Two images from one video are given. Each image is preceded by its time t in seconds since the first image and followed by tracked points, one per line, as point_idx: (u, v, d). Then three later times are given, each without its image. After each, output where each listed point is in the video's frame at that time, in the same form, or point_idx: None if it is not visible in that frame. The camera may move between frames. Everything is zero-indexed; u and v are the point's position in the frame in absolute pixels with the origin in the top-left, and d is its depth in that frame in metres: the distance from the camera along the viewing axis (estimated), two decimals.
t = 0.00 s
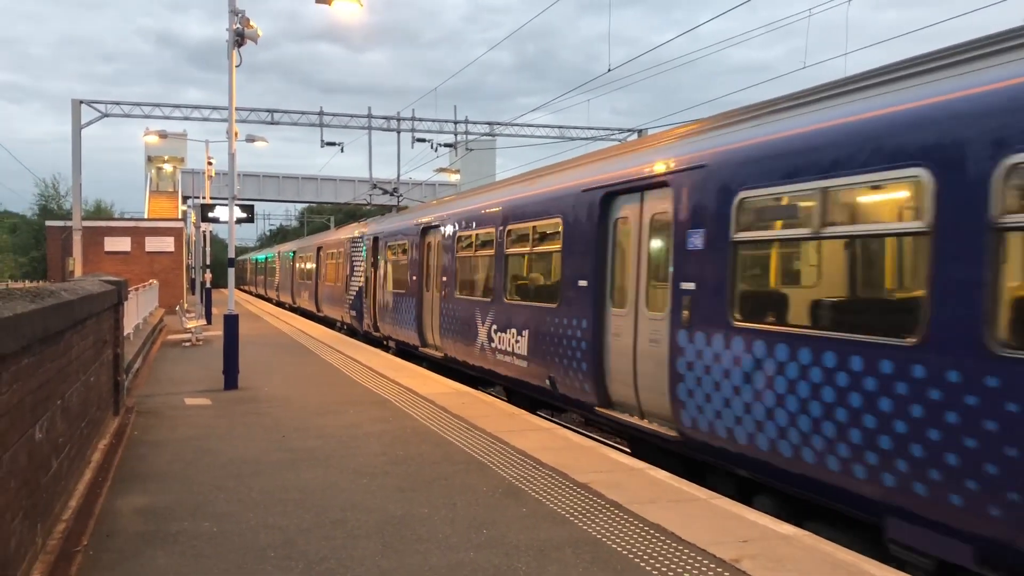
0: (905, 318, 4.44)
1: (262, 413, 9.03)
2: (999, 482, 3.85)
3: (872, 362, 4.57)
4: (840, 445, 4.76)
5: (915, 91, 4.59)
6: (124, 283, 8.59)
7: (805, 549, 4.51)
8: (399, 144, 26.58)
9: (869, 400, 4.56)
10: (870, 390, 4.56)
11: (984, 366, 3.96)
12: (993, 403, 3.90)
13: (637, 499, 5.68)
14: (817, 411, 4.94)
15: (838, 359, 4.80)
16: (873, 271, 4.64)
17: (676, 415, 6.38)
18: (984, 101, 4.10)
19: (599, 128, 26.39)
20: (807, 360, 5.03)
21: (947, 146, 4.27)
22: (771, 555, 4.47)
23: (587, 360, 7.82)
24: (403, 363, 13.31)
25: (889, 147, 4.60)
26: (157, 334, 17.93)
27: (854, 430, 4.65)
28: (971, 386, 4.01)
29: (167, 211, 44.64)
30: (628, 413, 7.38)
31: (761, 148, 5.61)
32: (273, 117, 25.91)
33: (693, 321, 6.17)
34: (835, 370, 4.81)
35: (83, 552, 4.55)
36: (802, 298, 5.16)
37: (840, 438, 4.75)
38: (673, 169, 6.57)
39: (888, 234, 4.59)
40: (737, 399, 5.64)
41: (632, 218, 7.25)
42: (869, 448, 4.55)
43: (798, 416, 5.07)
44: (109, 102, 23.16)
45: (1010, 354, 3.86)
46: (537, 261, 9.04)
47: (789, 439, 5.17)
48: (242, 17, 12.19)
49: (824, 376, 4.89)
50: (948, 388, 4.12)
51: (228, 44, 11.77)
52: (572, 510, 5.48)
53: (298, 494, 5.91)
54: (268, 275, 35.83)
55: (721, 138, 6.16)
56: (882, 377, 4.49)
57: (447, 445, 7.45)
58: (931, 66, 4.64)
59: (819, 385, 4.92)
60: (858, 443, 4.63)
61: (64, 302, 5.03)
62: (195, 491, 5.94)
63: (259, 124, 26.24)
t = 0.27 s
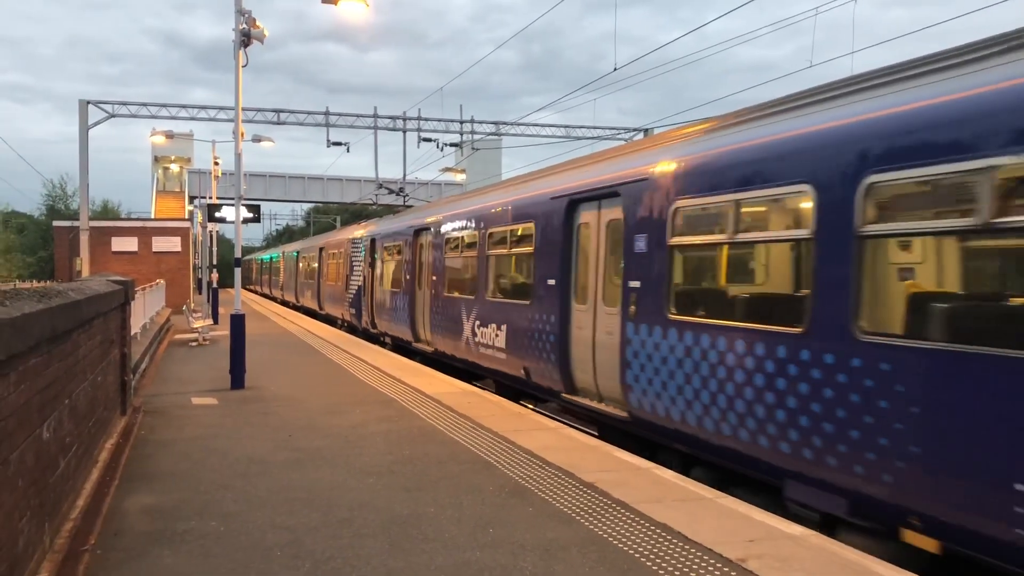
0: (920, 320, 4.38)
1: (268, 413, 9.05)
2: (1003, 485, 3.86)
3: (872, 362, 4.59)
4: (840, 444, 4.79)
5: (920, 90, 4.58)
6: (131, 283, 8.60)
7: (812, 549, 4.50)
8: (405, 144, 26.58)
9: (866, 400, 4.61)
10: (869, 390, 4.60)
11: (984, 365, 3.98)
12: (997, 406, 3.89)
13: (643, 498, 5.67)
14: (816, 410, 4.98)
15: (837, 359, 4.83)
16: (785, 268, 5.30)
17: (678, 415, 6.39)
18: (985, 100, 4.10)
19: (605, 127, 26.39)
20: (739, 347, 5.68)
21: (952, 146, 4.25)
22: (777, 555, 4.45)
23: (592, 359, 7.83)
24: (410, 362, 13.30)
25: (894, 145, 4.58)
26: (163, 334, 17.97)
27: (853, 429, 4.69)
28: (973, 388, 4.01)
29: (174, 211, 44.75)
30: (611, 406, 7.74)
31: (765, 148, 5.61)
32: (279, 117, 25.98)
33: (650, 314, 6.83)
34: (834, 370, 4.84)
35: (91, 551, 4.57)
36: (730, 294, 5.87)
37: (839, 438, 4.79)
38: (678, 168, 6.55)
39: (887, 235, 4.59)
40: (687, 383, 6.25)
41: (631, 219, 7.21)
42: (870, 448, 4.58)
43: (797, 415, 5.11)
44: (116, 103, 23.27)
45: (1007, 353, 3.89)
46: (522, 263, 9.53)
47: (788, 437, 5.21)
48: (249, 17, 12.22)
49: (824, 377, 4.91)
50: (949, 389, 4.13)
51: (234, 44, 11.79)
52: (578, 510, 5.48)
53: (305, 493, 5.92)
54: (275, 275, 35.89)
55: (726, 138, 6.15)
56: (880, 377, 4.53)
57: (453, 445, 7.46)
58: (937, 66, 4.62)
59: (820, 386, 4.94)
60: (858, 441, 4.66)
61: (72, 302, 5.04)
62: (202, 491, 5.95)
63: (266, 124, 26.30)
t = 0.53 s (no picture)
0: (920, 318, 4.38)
1: (271, 412, 9.06)
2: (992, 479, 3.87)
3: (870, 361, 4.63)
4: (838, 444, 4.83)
5: (921, 89, 4.58)
6: (134, 282, 8.62)
7: (815, 548, 4.50)
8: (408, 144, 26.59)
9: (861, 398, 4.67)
10: (863, 388, 4.66)
11: (973, 359, 4.01)
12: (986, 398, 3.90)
13: (647, 497, 5.66)
14: (812, 408, 5.04)
15: (835, 359, 4.89)
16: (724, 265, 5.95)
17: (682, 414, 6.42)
18: (980, 100, 4.13)
19: (608, 127, 26.38)
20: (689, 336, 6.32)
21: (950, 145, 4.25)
22: (780, 554, 4.45)
23: (595, 359, 7.84)
24: (413, 361, 13.29)
25: (895, 145, 4.59)
26: (166, 333, 18.01)
27: (850, 428, 4.74)
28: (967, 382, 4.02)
29: (177, 210, 44.81)
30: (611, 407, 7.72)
31: (768, 147, 5.60)
32: (282, 116, 26.02)
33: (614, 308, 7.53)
34: (781, 360, 5.33)
35: (94, 550, 4.58)
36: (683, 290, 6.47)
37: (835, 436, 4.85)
38: (683, 167, 6.52)
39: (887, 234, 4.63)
40: (650, 372, 6.88)
41: (635, 219, 7.21)
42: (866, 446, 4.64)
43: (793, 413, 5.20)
44: (119, 103, 23.34)
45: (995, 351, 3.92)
46: (509, 262, 10.01)
47: (745, 423, 5.66)
48: (252, 17, 12.23)
49: (825, 377, 4.94)
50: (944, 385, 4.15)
51: (237, 44, 11.80)
52: (581, 509, 5.47)
53: (308, 492, 5.92)
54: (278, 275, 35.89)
55: (730, 137, 6.13)
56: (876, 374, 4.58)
57: (456, 444, 7.45)
58: (937, 66, 4.62)
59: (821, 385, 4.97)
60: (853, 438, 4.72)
61: (75, 301, 5.05)
62: (206, 490, 5.96)
63: (269, 124, 26.34)
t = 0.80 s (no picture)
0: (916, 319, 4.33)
1: (272, 411, 9.07)
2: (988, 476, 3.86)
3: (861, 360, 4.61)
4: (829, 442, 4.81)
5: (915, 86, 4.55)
6: (134, 282, 8.61)
7: (815, 547, 4.50)
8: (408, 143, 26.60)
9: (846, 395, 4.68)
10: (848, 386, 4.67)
11: (832, 341, 4.79)
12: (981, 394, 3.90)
13: (647, 497, 5.66)
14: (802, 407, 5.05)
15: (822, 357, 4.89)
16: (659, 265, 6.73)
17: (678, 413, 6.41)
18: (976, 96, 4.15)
19: (608, 126, 26.37)
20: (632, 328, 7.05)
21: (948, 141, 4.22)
22: (781, 554, 4.45)
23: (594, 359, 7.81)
24: (413, 361, 13.32)
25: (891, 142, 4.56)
26: (167, 333, 18.01)
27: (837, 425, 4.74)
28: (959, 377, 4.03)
29: (177, 209, 44.81)
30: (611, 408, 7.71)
31: (761, 147, 5.63)
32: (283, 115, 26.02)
33: (574, 303, 8.31)
34: (696, 346, 6.18)
35: (95, 549, 4.58)
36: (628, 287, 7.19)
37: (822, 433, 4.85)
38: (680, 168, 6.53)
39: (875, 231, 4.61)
40: (601, 357, 7.68)
41: (634, 218, 7.18)
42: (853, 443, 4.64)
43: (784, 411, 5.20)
44: (119, 102, 23.33)
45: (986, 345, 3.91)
46: (486, 260, 10.80)
47: (671, 400, 6.48)
48: (251, 16, 12.23)
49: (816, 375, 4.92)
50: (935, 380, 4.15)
51: (237, 43, 11.80)
52: (582, 508, 5.47)
53: (308, 491, 5.92)
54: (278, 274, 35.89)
55: (725, 137, 6.16)
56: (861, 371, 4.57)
57: (456, 443, 7.45)
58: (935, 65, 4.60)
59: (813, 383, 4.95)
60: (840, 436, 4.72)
61: (76, 301, 5.05)
62: (206, 489, 5.96)
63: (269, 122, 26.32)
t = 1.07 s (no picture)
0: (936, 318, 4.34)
1: (272, 410, 9.07)
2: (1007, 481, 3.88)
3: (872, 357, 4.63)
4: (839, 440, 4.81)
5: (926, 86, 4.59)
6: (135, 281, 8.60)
7: (816, 546, 4.50)
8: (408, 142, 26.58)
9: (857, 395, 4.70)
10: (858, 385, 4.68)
11: (734, 328, 5.72)
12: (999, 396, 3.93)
13: (648, 496, 5.66)
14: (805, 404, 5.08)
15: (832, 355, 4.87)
16: (603, 264, 7.71)
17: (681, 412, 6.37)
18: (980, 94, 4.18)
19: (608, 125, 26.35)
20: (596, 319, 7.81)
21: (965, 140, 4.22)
22: (781, 552, 4.45)
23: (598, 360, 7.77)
24: (413, 360, 13.35)
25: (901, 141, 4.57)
26: (167, 331, 18.02)
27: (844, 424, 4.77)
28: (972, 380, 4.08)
29: (177, 208, 44.82)
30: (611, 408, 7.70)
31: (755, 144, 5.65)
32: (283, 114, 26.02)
33: (539, 298, 9.17)
34: (635, 333, 7.12)
35: (95, 548, 4.57)
36: (584, 284, 8.06)
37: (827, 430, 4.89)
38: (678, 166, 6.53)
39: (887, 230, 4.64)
40: (559, 345, 8.60)
41: (636, 218, 7.16)
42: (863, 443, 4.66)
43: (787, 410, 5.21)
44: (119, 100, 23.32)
45: (1008, 345, 3.96)
46: (465, 259, 11.66)
47: (616, 381, 7.41)
48: (252, 15, 12.22)
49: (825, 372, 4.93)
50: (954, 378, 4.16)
51: (238, 42, 11.80)
52: (582, 507, 5.47)
53: (308, 490, 5.92)
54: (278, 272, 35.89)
55: (721, 135, 6.18)
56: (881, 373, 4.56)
57: (457, 442, 7.46)
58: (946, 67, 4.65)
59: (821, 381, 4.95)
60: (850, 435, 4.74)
61: (77, 300, 5.06)
62: (207, 488, 5.96)
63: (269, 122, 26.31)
